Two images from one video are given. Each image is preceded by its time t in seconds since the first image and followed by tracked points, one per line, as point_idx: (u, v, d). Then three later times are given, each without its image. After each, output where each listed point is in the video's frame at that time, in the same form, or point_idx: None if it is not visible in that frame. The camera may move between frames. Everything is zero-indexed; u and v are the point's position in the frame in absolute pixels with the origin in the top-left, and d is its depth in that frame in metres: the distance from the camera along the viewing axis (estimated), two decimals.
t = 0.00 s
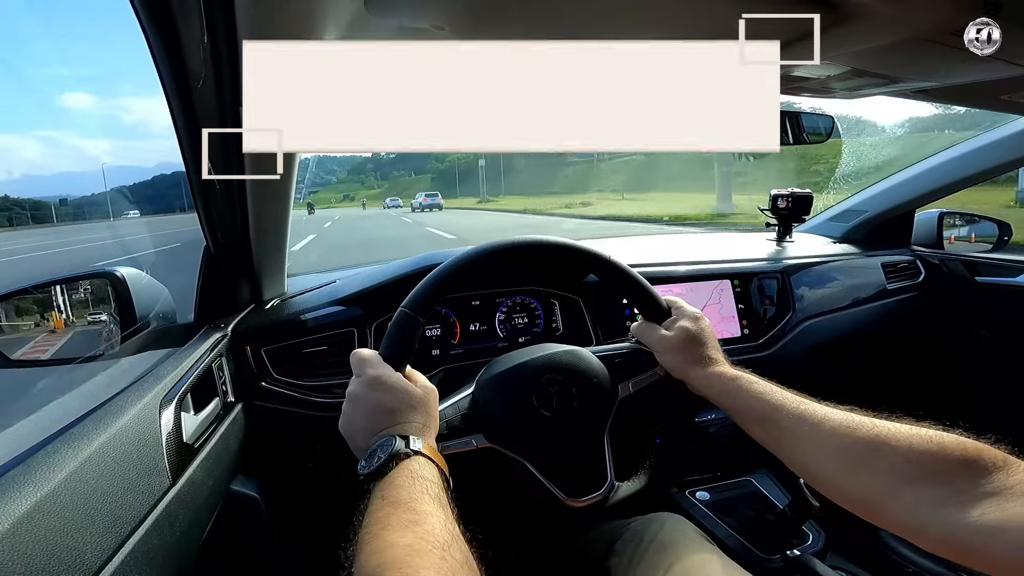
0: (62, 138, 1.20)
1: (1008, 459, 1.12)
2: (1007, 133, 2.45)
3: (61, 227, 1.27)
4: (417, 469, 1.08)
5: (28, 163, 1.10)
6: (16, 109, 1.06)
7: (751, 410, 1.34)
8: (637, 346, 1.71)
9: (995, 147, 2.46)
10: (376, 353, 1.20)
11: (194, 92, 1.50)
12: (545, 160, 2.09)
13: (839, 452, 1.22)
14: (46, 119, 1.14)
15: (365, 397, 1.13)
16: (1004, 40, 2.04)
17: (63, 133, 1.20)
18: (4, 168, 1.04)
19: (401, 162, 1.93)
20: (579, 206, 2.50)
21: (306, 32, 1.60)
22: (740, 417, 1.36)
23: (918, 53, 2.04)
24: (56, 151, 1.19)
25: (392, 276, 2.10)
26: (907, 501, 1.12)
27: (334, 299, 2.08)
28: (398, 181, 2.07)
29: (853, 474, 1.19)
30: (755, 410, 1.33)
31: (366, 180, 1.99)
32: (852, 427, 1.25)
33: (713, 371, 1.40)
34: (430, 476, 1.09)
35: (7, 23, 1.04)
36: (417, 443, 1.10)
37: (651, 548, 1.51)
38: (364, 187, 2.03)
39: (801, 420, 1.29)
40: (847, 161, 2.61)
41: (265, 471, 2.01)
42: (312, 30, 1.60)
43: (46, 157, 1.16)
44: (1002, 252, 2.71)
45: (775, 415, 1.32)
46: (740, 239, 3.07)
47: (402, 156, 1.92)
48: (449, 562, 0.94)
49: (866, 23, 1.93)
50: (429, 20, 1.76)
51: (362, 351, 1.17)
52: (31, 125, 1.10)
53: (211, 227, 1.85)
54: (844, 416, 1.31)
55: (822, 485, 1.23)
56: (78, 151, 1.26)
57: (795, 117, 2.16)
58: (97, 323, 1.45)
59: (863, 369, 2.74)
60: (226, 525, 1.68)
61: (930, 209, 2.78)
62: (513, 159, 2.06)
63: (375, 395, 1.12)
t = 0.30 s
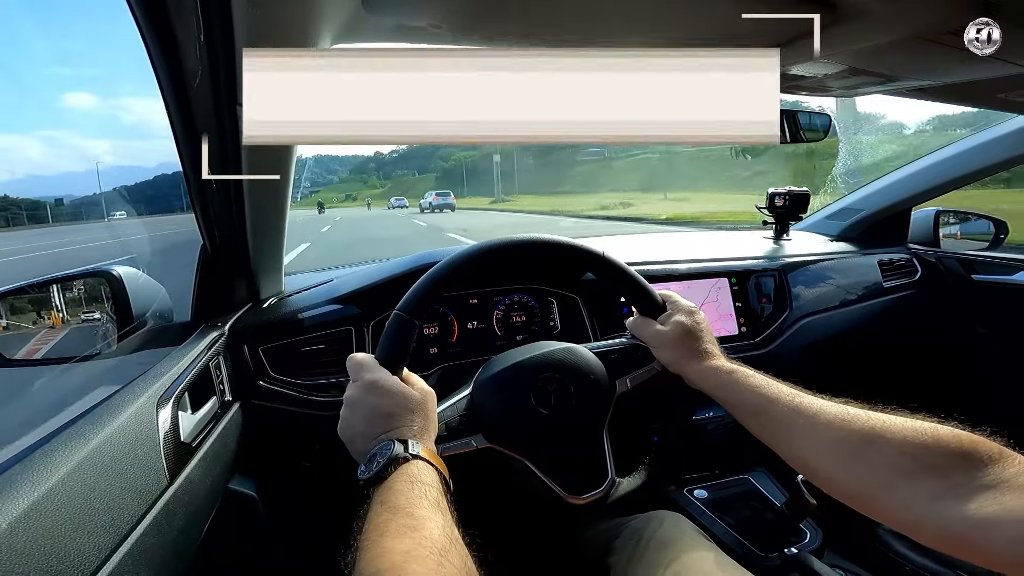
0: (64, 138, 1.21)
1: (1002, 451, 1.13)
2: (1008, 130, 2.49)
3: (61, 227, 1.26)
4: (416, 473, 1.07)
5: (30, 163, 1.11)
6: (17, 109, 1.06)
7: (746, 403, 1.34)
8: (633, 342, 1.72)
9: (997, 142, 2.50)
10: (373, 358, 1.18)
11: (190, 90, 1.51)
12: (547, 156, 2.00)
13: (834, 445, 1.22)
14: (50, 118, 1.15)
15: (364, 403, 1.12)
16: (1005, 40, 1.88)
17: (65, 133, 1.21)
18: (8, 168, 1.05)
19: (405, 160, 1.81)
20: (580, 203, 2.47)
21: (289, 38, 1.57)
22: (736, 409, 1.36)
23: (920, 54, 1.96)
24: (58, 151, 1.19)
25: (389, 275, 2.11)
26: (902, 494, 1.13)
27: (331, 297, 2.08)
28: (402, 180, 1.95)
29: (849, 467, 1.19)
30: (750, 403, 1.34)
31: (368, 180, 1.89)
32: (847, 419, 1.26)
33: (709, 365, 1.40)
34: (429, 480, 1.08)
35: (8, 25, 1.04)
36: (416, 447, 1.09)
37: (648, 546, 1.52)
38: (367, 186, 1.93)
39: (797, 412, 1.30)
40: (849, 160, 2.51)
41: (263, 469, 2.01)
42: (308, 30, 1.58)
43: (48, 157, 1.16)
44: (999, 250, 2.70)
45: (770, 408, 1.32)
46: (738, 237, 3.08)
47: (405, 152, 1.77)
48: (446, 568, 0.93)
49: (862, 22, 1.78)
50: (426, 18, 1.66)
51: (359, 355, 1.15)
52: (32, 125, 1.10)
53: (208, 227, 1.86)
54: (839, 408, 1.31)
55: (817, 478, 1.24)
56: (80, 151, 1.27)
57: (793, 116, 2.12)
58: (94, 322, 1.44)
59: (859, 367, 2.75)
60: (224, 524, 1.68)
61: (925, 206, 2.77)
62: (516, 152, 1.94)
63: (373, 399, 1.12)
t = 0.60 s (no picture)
0: (67, 138, 1.24)
1: (999, 449, 1.13)
2: (1002, 131, 2.45)
3: (61, 228, 1.27)
4: (413, 476, 1.06)
5: (35, 163, 1.14)
6: (27, 107, 1.10)
7: (743, 403, 1.34)
8: (630, 344, 1.72)
9: (992, 145, 2.47)
10: (370, 362, 1.17)
11: (187, 92, 1.52)
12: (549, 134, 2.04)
13: (832, 444, 1.22)
14: (54, 118, 1.18)
15: (360, 407, 1.11)
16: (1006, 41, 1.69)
17: (68, 133, 1.24)
18: (13, 168, 1.07)
19: (409, 156, 1.97)
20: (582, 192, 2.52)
21: (290, 83, 1.66)
22: (733, 409, 1.36)
23: (922, 59, 1.85)
24: (63, 151, 1.23)
25: (387, 277, 2.11)
26: (899, 492, 1.12)
27: (330, 300, 2.08)
28: (405, 179, 2.08)
29: (846, 466, 1.19)
30: (747, 404, 1.34)
31: (371, 179, 1.97)
32: (844, 418, 1.26)
33: (706, 365, 1.40)
34: (426, 484, 1.07)
35: (7, 29, 1.04)
36: (413, 451, 1.09)
37: (647, 549, 1.51)
38: (369, 186, 2.01)
39: (794, 412, 1.30)
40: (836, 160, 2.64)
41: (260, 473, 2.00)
42: (305, 25, 1.48)
43: (51, 157, 1.19)
44: (993, 251, 2.74)
45: (767, 408, 1.32)
46: (735, 239, 3.09)
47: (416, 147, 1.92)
48: (443, 570, 0.91)
49: (858, 24, 1.63)
50: (425, 20, 1.63)
51: (354, 360, 1.13)
52: (36, 126, 1.13)
53: (204, 228, 1.87)
54: (836, 408, 1.31)
55: (814, 477, 1.24)
56: (82, 152, 1.29)
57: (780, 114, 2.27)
58: (90, 324, 1.43)
59: (856, 369, 2.76)
60: (219, 527, 1.67)
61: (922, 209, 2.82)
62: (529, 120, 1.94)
63: (371, 403, 1.10)
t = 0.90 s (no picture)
0: (69, 137, 1.26)
1: (992, 449, 1.11)
2: (999, 132, 2.46)
3: (58, 228, 1.28)
4: (409, 481, 1.05)
5: (37, 163, 1.16)
6: (39, 107, 1.16)
7: (738, 403, 1.35)
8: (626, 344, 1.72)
9: (990, 146, 2.48)
10: (366, 365, 1.17)
11: (184, 92, 1.52)
12: (564, 129, 2.73)
13: (825, 443, 1.22)
14: (56, 119, 1.21)
15: (356, 411, 1.10)
16: (1007, 40, 1.67)
17: (73, 132, 1.27)
18: (18, 169, 1.10)
19: (410, 155, 2.38)
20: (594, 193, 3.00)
21: (286, 93, 1.64)
22: (728, 408, 1.36)
23: (919, 61, 1.85)
24: (65, 151, 1.26)
25: (384, 279, 2.10)
26: (890, 491, 1.12)
27: (326, 301, 2.08)
28: (410, 179, 2.51)
29: (840, 465, 1.19)
30: (742, 403, 1.34)
31: (376, 178, 2.31)
32: (838, 418, 1.26)
33: (701, 365, 1.40)
34: (422, 489, 1.06)
35: (8, 30, 1.06)
36: (410, 455, 1.07)
37: (643, 551, 1.50)
38: (374, 185, 2.36)
39: (788, 411, 1.30)
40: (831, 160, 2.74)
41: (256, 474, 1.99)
42: (304, 30, 1.47)
43: (53, 156, 1.22)
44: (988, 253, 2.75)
45: (762, 407, 1.32)
46: (731, 241, 3.10)
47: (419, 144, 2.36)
48: None
49: (854, 27, 1.63)
50: (422, 22, 1.63)
51: (350, 363, 1.14)
52: (44, 125, 1.17)
53: (200, 230, 1.86)
54: (831, 407, 1.31)
55: (807, 475, 1.24)
56: (88, 151, 1.34)
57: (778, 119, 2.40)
58: (86, 324, 1.41)
59: (852, 370, 2.76)
60: (214, 527, 1.66)
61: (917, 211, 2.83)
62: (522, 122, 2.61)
63: (367, 408, 1.10)
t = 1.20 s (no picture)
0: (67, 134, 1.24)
1: (981, 442, 1.12)
2: (995, 135, 2.48)
3: (55, 228, 1.26)
4: (404, 482, 1.04)
5: (40, 164, 1.16)
6: (39, 110, 1.14)
7: (730, 398, 1.35)
8: (620, 341, 1.72)
9: (986, 147, 2.49)
10: (360, 364, 1.17)
11: (181, 88, 1.52)
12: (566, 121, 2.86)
13: (816, 438, 1.22)
14: (63, 120, 1.21)
15: (351, 411, 1.10)
16: (1007, 40, 1.67)
17: (77, 133, 1.27)
18: (22, 169, 1.10)
19: (415, 154, 2.46)
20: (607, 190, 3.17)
21: (285, 87, 1.65)
22: (720, 402, 1.37)
23: (918, 62, 1.85)
24: (68, 150, 1.25)
25: (378, 275, 2.10)
26: (880, 485, 1.12)
27: (321, 297, 2.07)
28: (414, 178, 2.56)
29: (830, 459, 1.19)
30: (734, 398, 1.35)
31: (377, 178, 2.36)
32: (829, 412, 1.27)
33: (694, 360, 1.41)
34: (417, 489, 1.05)
35: (7, 32, 1.04)
36: (405, 455, 1.07)
37: (637, 550, 1.51)
38: (376, 184, 2.39)
39: (780, 406, 1.30)
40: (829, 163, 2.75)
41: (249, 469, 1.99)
42: (302, 26, 1.47)
43: (59, 157, 1.23)
44: (980, 256, 2.74)
45: (753, 401, 1.33)
46: (726, 240, 3.11)
47: (425, 143, 2.46)
48: None
49: (854, 27, 1.63)
50: (420, 18, 1.62)
51: (343, 363, 1.14)
52: (45, 127, 1.16)
53: (195, 224, 1.85)
54: (822, 402, 1.32)
55: (798, 469, 1.25)
56: (93, 152, 1.35)
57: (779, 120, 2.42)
58: (79, 317, 1.39)
59: (844, 370, 2.78)
60: (207, 523, 1.66)
61: (911, 212, 2.84)
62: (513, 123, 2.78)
63: (361, 407, 1.10)
